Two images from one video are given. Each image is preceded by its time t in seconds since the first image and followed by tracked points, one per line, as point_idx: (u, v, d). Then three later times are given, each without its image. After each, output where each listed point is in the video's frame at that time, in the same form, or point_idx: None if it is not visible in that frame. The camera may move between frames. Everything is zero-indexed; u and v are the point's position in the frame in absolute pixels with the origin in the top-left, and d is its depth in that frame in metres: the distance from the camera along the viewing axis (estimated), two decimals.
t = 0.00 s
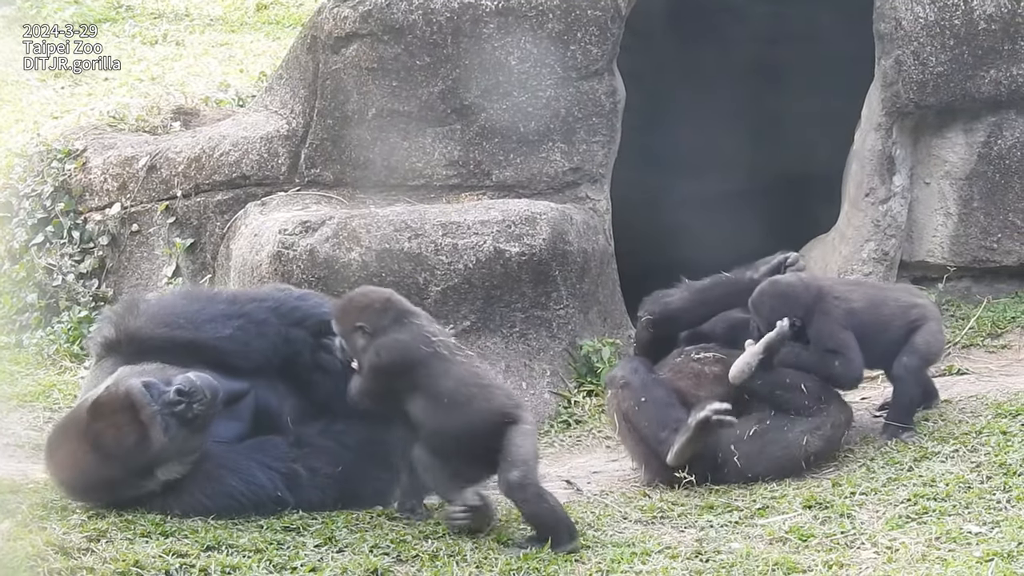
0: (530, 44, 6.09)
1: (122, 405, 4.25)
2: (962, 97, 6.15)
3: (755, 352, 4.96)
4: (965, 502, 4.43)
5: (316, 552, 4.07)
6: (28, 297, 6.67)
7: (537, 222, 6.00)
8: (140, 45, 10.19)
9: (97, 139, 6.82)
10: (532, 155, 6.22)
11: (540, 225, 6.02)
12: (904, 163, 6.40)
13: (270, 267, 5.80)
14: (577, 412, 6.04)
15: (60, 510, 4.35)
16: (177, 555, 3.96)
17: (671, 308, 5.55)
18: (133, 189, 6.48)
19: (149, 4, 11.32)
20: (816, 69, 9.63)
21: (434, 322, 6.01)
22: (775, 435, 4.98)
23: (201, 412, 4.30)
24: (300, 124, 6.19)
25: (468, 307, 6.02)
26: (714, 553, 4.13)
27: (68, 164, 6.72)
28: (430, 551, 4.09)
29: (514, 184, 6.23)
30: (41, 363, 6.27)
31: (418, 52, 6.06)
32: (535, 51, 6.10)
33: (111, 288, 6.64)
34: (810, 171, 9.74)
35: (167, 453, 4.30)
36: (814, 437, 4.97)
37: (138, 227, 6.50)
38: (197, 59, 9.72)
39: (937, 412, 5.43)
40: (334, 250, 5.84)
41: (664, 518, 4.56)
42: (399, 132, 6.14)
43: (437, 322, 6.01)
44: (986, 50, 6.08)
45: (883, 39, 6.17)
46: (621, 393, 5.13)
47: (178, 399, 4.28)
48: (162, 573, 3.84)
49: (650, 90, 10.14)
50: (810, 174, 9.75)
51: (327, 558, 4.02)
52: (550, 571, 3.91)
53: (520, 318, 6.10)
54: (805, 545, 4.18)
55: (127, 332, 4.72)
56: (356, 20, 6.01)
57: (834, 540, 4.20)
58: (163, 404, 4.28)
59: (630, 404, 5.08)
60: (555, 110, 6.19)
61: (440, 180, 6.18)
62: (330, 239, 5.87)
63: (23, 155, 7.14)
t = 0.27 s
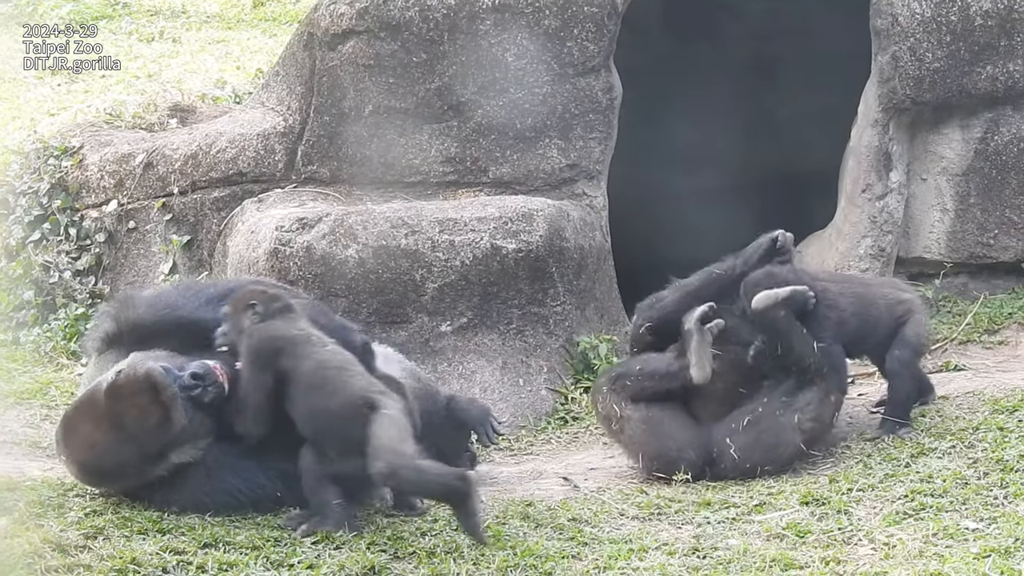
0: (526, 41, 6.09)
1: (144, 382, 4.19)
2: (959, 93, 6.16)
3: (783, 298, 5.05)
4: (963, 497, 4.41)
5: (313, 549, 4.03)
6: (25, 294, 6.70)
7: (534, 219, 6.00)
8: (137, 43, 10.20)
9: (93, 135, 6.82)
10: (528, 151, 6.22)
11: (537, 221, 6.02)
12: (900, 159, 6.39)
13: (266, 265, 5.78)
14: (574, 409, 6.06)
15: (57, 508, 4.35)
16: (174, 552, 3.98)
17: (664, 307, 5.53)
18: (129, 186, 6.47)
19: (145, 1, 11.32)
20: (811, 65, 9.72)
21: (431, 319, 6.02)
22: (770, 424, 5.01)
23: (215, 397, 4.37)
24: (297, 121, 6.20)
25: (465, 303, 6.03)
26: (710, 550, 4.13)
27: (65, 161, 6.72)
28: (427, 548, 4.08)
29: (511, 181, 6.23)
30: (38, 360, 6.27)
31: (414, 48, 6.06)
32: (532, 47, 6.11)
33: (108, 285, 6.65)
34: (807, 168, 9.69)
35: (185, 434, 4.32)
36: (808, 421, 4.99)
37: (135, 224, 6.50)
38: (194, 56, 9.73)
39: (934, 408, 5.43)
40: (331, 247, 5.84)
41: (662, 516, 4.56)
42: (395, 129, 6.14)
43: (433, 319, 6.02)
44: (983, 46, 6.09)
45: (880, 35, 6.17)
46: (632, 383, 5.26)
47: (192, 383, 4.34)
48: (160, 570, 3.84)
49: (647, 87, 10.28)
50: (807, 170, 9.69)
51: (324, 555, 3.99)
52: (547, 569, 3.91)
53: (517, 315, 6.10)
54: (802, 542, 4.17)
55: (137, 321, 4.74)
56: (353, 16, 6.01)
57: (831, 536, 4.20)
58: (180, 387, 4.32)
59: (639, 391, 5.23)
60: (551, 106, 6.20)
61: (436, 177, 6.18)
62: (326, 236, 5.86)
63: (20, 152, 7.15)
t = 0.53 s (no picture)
0: (523, 39, 6.09)
1: (91, 382, 3.94)
2: (955, 92, 6.16)
3: (765, 274, 5.20)
4: (959, 496, 4.40)
5: (309, 547, 4.02)
6: (21, 292, 6.71)
7: (530, 217, 6.00)
8: (132, 40, 10.19)
9: (89, 133, 6.81)
10: (525, 150, 6.22)
11: (533, 220, 6.02)
12: (896, 157, 6.39)
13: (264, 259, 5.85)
14: (570, 407, 6.06)
15: (53, 505, 4.35)
16: (169, 550, 3.95)
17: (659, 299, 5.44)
18: (125, 183, 6.46)
19: None
20: (808, 63, 9.78)
21: (427, 317, 6.02)
22: (753, 411, 4.97)
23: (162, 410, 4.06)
24: (293, 119, 6.20)
25: (461, 301, 6.03)
26: (707, 548, 4.12)
27: (61, 159, 6.71)
28: (422, 546, 4.07)
29: (507, 179, 6.23)
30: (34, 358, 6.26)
31: (411, 47, 6.06)
32: (528, 45, 6.10)
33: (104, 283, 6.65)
34: (805, 166, 9.75)
35: (109, 444, 4.04)
36: (791, 407, 4.97)
37: (131, 222, 6.47)
38: (190, 53, 9.72)
39: (930, 406, 5.43)
40: (327, 245, 5.87)
41: (658, 513, 4.56)
42: (391, 128, 6.14)
43: (429, 317, 6.02)
44: (979, 45, 6.09)
45: (876, 33, 6.17)
46: (622, 378, 5.27)
47: (136, 405, 4.00)
48: (155, 567, 3.82)
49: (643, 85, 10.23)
50: (805, 169, 9.74)
51: (320, 552, 3.97)
52: (543, 567, 3.90)
53: (513, 313, 6.10)
54: (798, 540, 4.17)
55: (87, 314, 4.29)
56: (349, 14, 6.00)
57: (827, 534, 4.20)
58: (123, 402, 3.98)
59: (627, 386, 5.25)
60: (548, 104, 6.19)
61: (432, 175, 6.18)
62: (323, 234, 5.89)
63: (15, 150, 7.15)
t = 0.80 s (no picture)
0: (522, 37, 6.08)
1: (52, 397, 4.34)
2: (955, 90, 6.16)
3: (783, 271, 5.18)
4: (960, 494, 4.40)
5: (309, 544, 4.01)
6: (21, 291, 6.72)
7: (531, 215, 5.98)
8: (133, 39, 10.21)
9: (89, 131, 6.81)
10: (525, 148, 6.22)
11: (534, 218, 6.01)
12: (897, 156, 6.39)
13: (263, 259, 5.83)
14: (571, 405, 6.06)
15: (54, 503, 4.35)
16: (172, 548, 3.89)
17: (657, 299, 5.37)
18: (124, 181, 6.43)
19: None
20: (805, 62, 9.97)
21: (427, 315, 6.02)
22: (758, 413, 4.97)
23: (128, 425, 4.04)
24: (293, 117, 6.20)
25: (462, 299, 6.03)
26: (707, 546, 4.11)
27: (62, 157, 6.71)
28: (423, 544, 4.05)
29: (507, 177, 6.24)
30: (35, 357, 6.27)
31: (411, 45, 6.06)
32: (528, 44, 6.10)
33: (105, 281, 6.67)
34: (804, 163, 9.89)
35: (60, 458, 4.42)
36: (798, 411, 4.98)
37: (131, 220, 6.48)
38: (191, 51, 9.74)
39: (931, 405, 5.42)
40: (327, 243, 5.87)
41: (659, 512, 4.56)
42: (392, 126, 6.14)
43: (430, 316, 6.02)
44: (979, 43, 6.08)
45: (876, 32, 6.18)
46: (622, 379, 5.22)
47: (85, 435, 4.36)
48: (156, 566, 3.66)
49: (643, 83, 10.22)
50: (804, 167, 9.89)
51: (320, 551, 3.94)
52: (543, 565, 3.88)
53: (513, 311, 6.10)
54: (799, 538, 4.16)
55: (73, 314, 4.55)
56: (348, 13, 6.01)
57: (828, 533, 4.19)
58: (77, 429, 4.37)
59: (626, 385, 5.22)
60: (548, 102, 6.19)
61: (432, 173, 6.18)
62: (324, 232, 5.89)
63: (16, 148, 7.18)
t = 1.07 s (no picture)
0: (535, 36, 6.09)
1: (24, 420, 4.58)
2: (968, 89, 6.16)
3: (802, 267, 5.12)
4: (972, 493, 4.38)
5: (322, 543, 3.96)
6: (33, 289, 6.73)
7: (543, 214, 6.01)
8: (145, 36, 10.23)
9: (102, 129, 6.84)
10: (538, 146, 6.23)
11: (546, 216, 6.03)
12: (909, 154, 6.39)
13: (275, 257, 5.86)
14: (583, 404, 6.05)
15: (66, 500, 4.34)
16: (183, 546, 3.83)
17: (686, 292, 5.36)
18: (138, 179, 6.49)
19: None
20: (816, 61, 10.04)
21: (440, 314, 6.02)
22: (772, 411, 4.92)
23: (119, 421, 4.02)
24: (306, 116, 6.21)
25: (474, 298, 6.03)
26: (719, 545, 4.09)
27: (75, 155, 6.74)
28: (435, 542, 4.02)
29: (520, 175, 6.24)
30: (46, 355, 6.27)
31: (423, 43, 6.06)
32: (540, 42, 6.10)
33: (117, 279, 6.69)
34: (816, 161, 9.98)
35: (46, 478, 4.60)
36: (810, 409, 4.91)
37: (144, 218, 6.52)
38: (203, 49, 9.75)
39: (943, 404, 5.40)
40: (340, 242, 5.86)
41: (671, 510, 4.54)
42: (404, 124, 6.14)
43: (442, 314, 6.02)
44: (992, 42, 6.08)
45: (889, 30, 6.19)
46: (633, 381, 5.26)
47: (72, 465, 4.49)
48: (169, 564, 3.61)
49: (654, 82, 10.23)
50: (816, 164, 9.98)
51: (332, 549, 3.91)
52: (555, 562, 3.85)
53: (525, 310, 6.11)
54: (811, 537, 4.14)
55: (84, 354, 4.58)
56: (361, 11, 6.01)
57: (840, 531, 4.16)
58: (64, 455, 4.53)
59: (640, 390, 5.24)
60: (560, 101, 6.20)
61: (445, 172, 6.19)
62: (336, 230, 5.88)
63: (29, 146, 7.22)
